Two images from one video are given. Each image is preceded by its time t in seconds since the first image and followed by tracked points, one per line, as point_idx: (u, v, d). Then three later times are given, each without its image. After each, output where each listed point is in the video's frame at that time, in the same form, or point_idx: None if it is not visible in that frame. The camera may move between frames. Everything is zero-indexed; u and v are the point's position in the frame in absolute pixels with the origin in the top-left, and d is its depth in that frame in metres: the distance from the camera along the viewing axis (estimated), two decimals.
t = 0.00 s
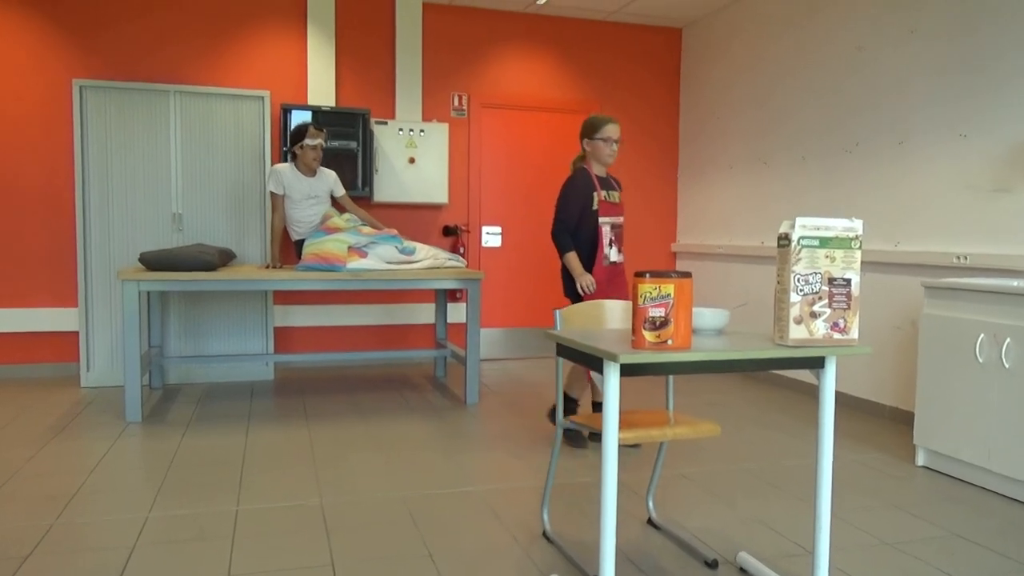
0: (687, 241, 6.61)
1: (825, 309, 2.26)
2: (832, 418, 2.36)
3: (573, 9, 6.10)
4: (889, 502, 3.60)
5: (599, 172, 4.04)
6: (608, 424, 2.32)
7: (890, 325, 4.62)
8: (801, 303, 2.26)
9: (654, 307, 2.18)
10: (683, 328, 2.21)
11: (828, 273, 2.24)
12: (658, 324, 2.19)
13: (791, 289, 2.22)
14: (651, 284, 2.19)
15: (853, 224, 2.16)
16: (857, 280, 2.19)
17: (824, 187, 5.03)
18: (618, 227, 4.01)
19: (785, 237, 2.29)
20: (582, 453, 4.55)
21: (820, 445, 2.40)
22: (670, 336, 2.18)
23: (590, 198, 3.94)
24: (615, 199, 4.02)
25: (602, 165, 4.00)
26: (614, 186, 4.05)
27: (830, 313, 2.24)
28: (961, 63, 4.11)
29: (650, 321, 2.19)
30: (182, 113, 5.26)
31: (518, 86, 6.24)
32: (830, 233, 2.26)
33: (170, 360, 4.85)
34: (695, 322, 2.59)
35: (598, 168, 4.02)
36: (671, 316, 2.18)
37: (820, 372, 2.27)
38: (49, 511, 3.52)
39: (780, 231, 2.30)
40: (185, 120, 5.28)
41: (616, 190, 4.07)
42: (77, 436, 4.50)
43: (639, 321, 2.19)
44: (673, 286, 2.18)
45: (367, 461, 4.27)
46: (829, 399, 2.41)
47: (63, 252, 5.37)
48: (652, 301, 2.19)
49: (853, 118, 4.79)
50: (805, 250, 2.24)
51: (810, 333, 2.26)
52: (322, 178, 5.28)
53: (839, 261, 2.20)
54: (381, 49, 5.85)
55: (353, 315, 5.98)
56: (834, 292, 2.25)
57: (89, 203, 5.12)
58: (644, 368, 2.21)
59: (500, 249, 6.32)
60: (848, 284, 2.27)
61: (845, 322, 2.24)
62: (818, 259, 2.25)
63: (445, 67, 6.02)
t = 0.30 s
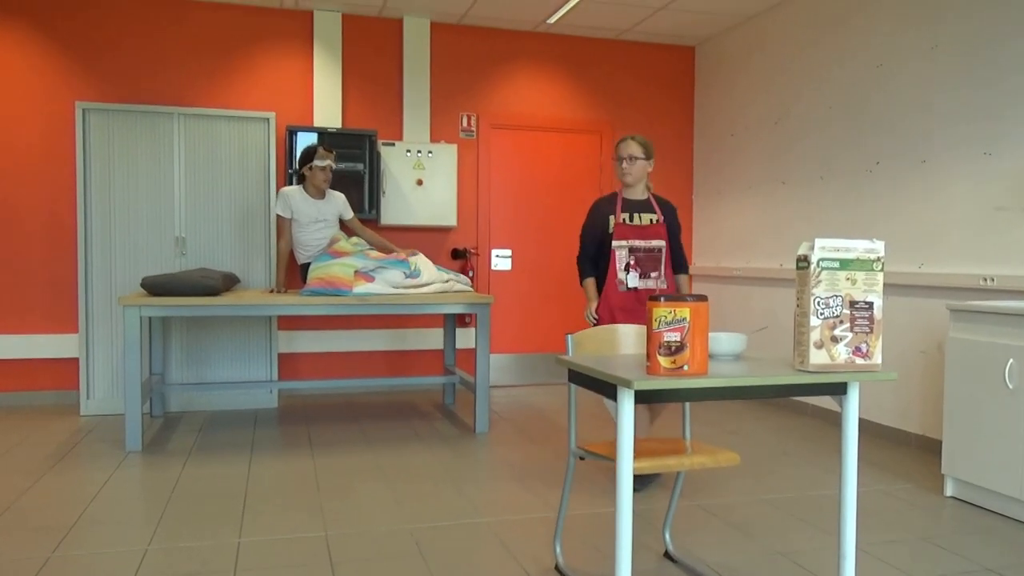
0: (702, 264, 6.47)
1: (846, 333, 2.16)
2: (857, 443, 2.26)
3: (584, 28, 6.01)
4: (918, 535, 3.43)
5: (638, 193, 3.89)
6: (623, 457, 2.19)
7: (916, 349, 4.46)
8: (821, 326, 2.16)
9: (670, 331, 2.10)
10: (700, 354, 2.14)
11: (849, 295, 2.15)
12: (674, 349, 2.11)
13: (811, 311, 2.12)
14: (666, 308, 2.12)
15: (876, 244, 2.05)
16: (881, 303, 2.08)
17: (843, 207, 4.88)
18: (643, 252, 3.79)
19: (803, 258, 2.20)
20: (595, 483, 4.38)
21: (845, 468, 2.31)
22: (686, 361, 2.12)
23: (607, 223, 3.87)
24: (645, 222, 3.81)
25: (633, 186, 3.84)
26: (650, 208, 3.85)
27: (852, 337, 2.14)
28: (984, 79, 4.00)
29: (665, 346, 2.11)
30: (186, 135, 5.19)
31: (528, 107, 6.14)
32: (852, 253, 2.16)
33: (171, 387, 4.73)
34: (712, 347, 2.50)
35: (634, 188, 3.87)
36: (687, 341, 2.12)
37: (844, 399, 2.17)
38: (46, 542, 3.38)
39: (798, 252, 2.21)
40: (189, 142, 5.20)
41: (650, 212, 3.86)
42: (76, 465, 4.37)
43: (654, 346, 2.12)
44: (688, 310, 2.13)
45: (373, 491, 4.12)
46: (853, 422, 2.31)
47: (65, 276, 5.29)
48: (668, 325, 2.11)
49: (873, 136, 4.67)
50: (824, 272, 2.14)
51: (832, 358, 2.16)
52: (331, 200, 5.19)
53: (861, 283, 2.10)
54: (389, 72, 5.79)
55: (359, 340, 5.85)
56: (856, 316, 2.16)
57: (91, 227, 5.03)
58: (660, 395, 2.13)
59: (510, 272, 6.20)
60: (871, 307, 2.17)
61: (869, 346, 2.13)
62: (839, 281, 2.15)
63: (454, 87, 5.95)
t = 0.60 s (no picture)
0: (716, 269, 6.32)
1: (866, 341, 2.10)
2: (877, 456, 2.16)
3: (596, 27, 5.90)
4: (944, 550, 3.29)
5: (668, 193, 3.74)
6: (635, 470, 2.08)
7: (939, 357, 4.31)
8: (840, 333, 2.09)
9: (684, 338, 2.06)
10: (714, 362, 2.09)
11: (869, 302, 2.08)
12: (688, 356, 2.07)
13: (830, 317, 2.06)
14: (680, 314, 2.08)
15: (898, 249, 1.99)
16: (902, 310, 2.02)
17: (863, 211, 4.74)
18: (649, 255, 3.71)
19: (822, 263, 2.12)
20: (607, 495, 4.26)
21: (864, 480, 2.21)
22: (701, 370, 2.07)
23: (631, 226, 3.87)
24: (652, 226, 3.70)
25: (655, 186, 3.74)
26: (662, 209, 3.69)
27: (872, 345, 2.07)
28: (1009, 77, 3.87)
29: (679, 353, 2.07)
30: (188, 138, 5.10)
31: (538, 108, 6.03)
32: (873, 258, 2.10)
33: (173, 396, 4.63)
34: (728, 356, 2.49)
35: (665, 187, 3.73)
36: (702, 348, 2.07)
37: (864, 407, 2.09)
38: (44, 555, 3.28)
39: (817, 256, 2.13)
40: (192, 146, 5.11)
41: (665, 214, 3.69)
42: (76, 475, 4.27)
43: (668, 354, 2.07)
44: (704, 316, 2.08)
45: (379, 503, 4.00)
46: (872, 435, 2.21)
47: (66, 282, 5.20)
48: (681, 332, 2.07)
49: (893, 137, 4.54)
50: (844, 276, 2.07)
51: (852, 366, 2.09)
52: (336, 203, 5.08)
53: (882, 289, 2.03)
54: (396, 73, 5.69)
55: (365, 347, 5.74)
56: (876, 323, 2.09)
57: (92, 232, 4.94)
58: (674, 404, 2.07)
59: (520, 276, 6.08)
60: (892, 314, 2.10)
61: (890, 354, 2.07)
62: (859, 287, 2.09)
63: (462, 87, 5.85)
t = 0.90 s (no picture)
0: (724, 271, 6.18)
1: (879, 344, 2.05)
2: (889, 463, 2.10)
3: (599, 22, 5.78)
4: (963, 561, 3.16)
5: (685, 189, 3.61)
6: (642, 475, 2.04)
7: (954, 360, 4.19)
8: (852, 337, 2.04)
9: (691, 342, 1.98)
10: (722, 366, 2.02)
11: (882, 304, 2.03)
12: (695, 361, 1.99)
13: (841, 320, 2.01)
14: (686, 317, 2.00)
15: (910, 250, 1.95)
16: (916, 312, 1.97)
17: (874, 210, 4.62)
18: (657, 254, 3.63)
19: (832, 264, 2.08)
20: (612, 503, 4.12)
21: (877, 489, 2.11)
22: (708, 374, 1.99)
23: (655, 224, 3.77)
24: (663, 224, 3.62)
25: (672, 183, 3.65)
26: (674, 207, 3.59)
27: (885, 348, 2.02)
28: None
29: (686, 358, 2.00)
30: (180, 135, 4.98)
31: (539, 104, 5.91)
32: (885, 260, 2.05)
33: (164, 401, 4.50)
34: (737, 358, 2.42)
35: (683, 183, 3.62)
36: (709, 351, 2.00)
37: (877, 412, 2.04)
38: (29, 566, 3.15)
39: (828, 257, 2.09)
40: (184, 144, 4.99)
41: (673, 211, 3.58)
42: (65, 484, 4.14)
43: (674, 358, 2.00)
44: (710, 320, 2.00)
45: (377, 511, 3.87)
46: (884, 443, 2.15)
47: (55, 284, 5.08)
48: (688, 336, 1.99)
49: (906, 134, 4.42)
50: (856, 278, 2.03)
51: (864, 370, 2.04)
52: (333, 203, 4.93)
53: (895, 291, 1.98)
54: (395, 70, 5.58)
55: (363, 351, 5.60)
56: (889, 325, 2.04)
57: (81, 232, 4.82)
58: (681, 410, 2.01)
59: (522, 279, 5.95)
60: (905, 316, 2.06)
61: (903, 358, 2.02)
62: (871, 289, 2.04)
63: (462, 84, 5.73)
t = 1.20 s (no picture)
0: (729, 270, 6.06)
1: (889, 345, 1.99)
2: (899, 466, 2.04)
3: (602, 14, 5.66)
4: (979, 571, 3.04)
5: (690, 187, 3.49)
6: (644, 481, 1.97)
7: (967, 363, 4.07)
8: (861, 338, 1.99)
9: (696, 344, 1.92)
10: (728, 369, 1.96)
11: (893, 304, 1.98)
12: (700, 363, 1.93)
13: (850, 321, 1.95)
14: (691, 318, 1.93)
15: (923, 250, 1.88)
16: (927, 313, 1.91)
17: (884, 208, 4.50)
18: (660, 253, 3.53)
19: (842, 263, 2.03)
20: (615, 509, 4.00)
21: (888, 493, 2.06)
22: (714, 377, 1.94)
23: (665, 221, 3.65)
24: (666, 222, 3.51)
25: (678, 180, 3.53)
26: (678, 204, 3.47)
27: (895, 349, 1.96)
28: None
29: (690, 359, 1.94)
30: (170, 131, 4.86)
31: (540, 99, 5.79)
32: (895, 258, 1.99)
33: (154, 405, 4.38)
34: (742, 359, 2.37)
35: (689, 180, 3.50)
36: (715, 353, 1.94)
37: (887, 416, 1.99)
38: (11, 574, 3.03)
39: (837, 256, 2.04)
40: (174, 139, 4.87)
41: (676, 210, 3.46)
42: (52, 489, 4.02)
43: (679, 360, 1.95)
44: (716, 320, 1.94)
45: (373, 517, 3.76)
46: (895, 444, 2.10)
47: (42, 284, 4.96)
48: (693, 336, 1.93)
49: (916, 129, 4.31)
50: (865, 278, 1.97)
51: (873, 372, 1.98)
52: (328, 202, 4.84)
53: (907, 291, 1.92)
54: (391, 64, 5.46)
55: (359, 353, 5.48)
56: (900, 327, 1.98)
57: (69, 230, 4.71)
58: (685, 413, 1.97)
59: (522, 278, 5.84)
60: (916, 316, 2.00)
61: (914, 360, 1.96)
62: (882, 289, 1.98)
63: (460, 78, 5.61)
